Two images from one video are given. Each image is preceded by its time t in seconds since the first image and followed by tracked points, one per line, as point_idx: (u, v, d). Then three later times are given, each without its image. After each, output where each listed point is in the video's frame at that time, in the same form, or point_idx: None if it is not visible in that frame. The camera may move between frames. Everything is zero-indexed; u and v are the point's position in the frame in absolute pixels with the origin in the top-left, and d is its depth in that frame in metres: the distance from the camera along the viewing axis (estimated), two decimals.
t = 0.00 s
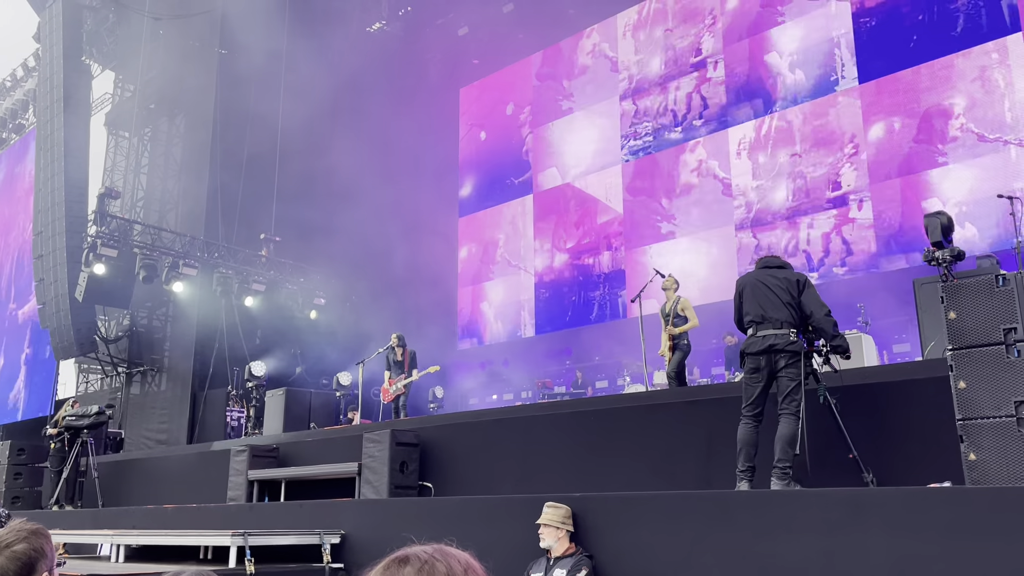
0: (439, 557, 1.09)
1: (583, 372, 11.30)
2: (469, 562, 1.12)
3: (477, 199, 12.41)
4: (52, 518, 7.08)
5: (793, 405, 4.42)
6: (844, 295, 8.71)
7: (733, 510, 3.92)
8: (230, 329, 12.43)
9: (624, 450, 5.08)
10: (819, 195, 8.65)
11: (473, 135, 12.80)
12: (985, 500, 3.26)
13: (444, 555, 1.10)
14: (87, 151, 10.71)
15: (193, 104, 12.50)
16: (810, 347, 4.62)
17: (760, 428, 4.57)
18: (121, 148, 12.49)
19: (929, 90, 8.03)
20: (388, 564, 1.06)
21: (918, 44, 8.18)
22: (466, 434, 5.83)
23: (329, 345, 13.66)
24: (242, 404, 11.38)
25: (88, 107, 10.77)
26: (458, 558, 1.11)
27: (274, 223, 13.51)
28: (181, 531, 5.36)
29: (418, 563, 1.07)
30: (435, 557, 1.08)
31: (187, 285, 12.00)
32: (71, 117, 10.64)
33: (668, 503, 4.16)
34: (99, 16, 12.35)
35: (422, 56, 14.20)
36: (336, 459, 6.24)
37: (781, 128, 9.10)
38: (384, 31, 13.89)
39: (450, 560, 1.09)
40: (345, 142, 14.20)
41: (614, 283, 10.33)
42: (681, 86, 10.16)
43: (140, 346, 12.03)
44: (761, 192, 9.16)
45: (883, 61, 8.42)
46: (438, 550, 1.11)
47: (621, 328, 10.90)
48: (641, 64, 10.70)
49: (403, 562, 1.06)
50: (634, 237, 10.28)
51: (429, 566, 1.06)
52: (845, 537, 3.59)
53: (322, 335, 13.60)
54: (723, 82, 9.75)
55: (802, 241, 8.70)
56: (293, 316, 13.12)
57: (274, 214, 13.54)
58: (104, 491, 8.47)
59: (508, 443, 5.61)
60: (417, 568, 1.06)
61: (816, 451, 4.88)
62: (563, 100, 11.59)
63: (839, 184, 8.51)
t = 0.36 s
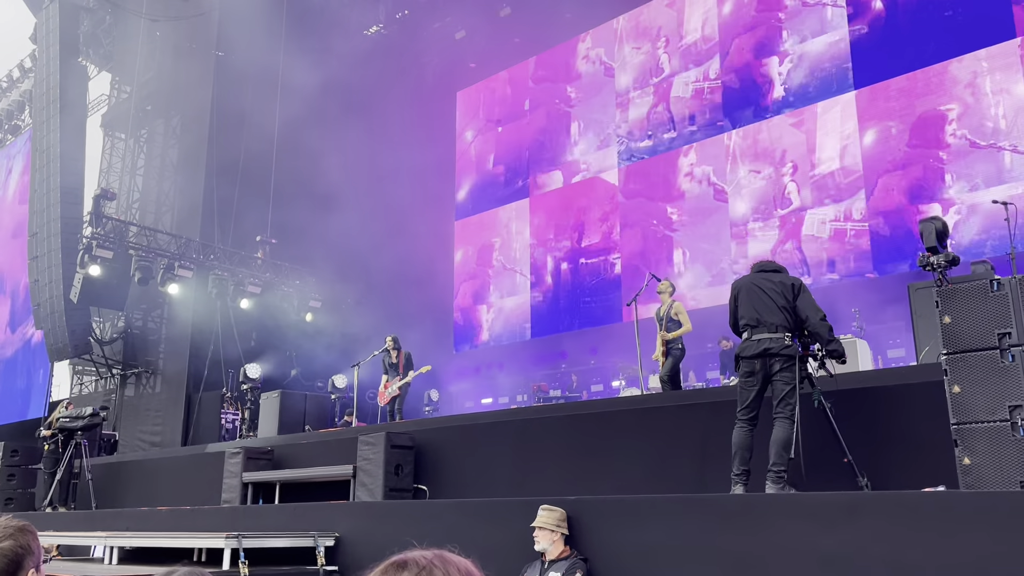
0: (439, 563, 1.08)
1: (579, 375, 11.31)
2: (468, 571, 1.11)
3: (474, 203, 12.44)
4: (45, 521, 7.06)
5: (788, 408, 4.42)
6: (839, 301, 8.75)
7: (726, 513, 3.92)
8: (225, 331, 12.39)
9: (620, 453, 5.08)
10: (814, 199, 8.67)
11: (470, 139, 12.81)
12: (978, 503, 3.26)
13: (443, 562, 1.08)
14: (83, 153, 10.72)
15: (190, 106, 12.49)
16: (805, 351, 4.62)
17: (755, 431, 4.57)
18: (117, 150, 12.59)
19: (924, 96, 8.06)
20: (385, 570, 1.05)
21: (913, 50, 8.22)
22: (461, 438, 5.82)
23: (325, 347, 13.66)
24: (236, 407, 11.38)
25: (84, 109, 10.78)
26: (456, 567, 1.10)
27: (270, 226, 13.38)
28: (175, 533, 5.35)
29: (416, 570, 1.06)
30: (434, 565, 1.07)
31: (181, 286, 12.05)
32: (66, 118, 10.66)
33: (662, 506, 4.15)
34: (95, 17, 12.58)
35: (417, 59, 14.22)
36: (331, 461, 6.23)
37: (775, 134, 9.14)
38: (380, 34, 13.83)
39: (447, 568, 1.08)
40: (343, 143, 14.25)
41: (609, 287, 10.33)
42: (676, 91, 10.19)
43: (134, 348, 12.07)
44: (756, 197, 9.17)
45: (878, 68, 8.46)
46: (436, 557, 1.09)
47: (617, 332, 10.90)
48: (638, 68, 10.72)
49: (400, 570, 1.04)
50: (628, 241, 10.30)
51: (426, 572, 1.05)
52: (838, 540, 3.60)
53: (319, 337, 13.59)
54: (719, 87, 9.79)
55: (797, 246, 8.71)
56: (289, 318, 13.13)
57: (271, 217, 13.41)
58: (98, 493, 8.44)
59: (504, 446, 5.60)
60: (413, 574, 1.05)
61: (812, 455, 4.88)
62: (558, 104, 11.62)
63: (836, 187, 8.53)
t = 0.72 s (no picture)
0: (437, 565, 1.08)
1: (576, 378, 11.32)
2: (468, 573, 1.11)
3: (472, 205, 12.45)
4: (40, 520, 7.05)
5: (784, 412, 4.42)
6: (836, 305, 8.77)
7: (722, 516, 3.92)
8: (222, 331, 12.40)
9: (618, 455, 5.07)
10: (811, 203, 8.69)
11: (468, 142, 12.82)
12: (974, 507, 3.27)
13: (442, 564, 1.08)
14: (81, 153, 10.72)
15: (187, 106, 12.49)
16: (802, 355, 4.62)
17: (751, 434, 4.57)
18: (115, 150, 12.63)
19: (922, 101, 8.08)
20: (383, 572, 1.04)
21: (911, 56, 8.24)
22: (457, 440, 5.81)
23: (322, 348, 13.66)
24: (232, 408, 11.40)
25: (82, 109, 10.77)
26: (455, 569, 1.09)
27: (267, 227, 13.36)
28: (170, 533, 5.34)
29: (414, 573, 1.05)
30: (433, 567, 1.06)
31: (177, 287, 11.89)
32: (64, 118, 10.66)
33: (659, 508, 4.15)
34: (94, 17, 12.45)
35: (416, 61, 14.23)
36: (328, 462, 6.23)
37: (773, 138, 9.17)
38: (379, 36, 13.74)
39: (445, 570, 1.07)
40: (343, 145, 14.24)
41: (607, 290, 10.34)
42: (674, 94, 10.22)
43: (131, 349, 12.06)
44: (754, 201, 9.18)
45: (875, 73, 8.48)
46: (435, 559, 1.09)
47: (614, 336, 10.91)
48: (638, 71, 10.73)
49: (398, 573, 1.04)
50: (625, 244, 10.31)
51: None
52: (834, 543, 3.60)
53: (317, 339, 13.58)
54: (718, 90, 9.81)
55: (794, 250, 8.73)
56: (288, 318, 13.12)
57: (268, 217, 13.39)
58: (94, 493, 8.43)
59: (501, 449, 5.59)
60: None
61: (808, 458, 4.89)
62: (557, 107, 11.64)
63: (833, 191, 8.55)
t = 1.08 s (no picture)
0: (432, 566, 1.08)
1: (573, 381, 11.32)
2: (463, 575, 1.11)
3: (470, 207, 12.43)
4: (35, 520, 7.04)
5: (781, 416, 4.43)
6: (832, 310, 8.80)
7: (718, 519, 3.92)
8: (218, 330, 12.41)
9: (615, 458, 5.08)
10: (808, 207, 8.70)
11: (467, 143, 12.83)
12: (968, 513, 3.28)
13: (439, 565, 1.08)
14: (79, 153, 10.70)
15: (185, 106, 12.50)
16: (798, 359, 4.63)
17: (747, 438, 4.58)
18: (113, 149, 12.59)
19: (919, 107, 8.11)
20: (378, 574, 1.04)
21: (909, 62, 8.26)
22: (453, 442, 5.82)
23: (318, 348, 13.65)
24: (229, 408, 11.34)
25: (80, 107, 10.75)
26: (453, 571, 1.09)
27: (264, 226, 13.39)
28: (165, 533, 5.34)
29: (410, 574, 1.05)
30: (429, 568, 1.06)
31: (175, 287, 12.01)
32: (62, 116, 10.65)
33: (655, 512, 4.15)
34: (93, 17, 12.11)
35: (414, 61, 14.14)
36: (324, 463, 6.22)
37: (771, 142, 9.18)
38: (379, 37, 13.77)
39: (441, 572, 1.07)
40: (339, 145, 14.20)
41: (604, 293, 10.36)
42: (673, 98, 10.23)
43: (127, 349, 12.02)
44: (752, 205, 9.19)
45: (873, 78, 8.50)
46: (431, 560, 1.09)
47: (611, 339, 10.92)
48: (637, 75, 10.74)
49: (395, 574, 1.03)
50: (623, 247, 10.32)
51: None
52: (828, 547, 3.60)
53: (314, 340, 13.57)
54: (716, 95, 9.83)
55: (791, 254, 8.75)
56: (285, 319, 13.10)
57: (264, 217, 13.41)
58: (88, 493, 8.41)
59: (497, 450, 5.60)
60: None
61: (804, 462, 4.89)
62: (556, 110, 11.65)
63: (830, 196, 8.57)
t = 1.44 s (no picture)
0: (431, 571, 1.06)
1: (569, 384, 11.34)
2: None
3: (467, 207, 12.46)
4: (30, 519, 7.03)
5: (777, 420, 4.43)
6: (828, 314, 8.83)
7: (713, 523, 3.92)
8: (217, 331, 12.30)
9: (611, 461, 5.07)
10: (806, 211, 8.71)
11: (465, 145, 12.84)
12: (964, 519, 3.28)
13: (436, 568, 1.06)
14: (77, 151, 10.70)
15: (184, 105, 12.48)
16: (794, 363, 4.63)
17: (743, 442, 4.58)
18: (112, 148, 12.61)
19: (918, 112, 8.13)
20: None
21: (907, 67, 8.27)
22: (449, 443, 5.81)
23: (315, 348, 13.65)
24: (225, 408, 11.27)
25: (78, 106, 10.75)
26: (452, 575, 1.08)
27: (262, 227, 13.32)
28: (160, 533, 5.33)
29: None
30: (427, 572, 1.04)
31: (171, 286, 11.85)
32: (61, 115, 10.65)
33: (651, 515, 4.15)
34: (92, 15, 12.45)
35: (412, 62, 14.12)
36: (319, 464, 6.22)
37: (769, 146, 9.20)
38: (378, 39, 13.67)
39: None
40: (336, 146, 14.17)
41: (601, 296, 10.36)
42: (671, 102, 10.25)
43: (125, 349, 12.06)
44: (750, 209, 9.20)
45: (872, 83, 8.51)
46: (428, 566, 1.07)
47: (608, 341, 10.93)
48: (636, 78, 10.75)
49: None
50: (621, 250, 10.32)
51: None
52: (823, 552, 3.61)
53: (311, 340, 13.56)
54: (714, 98, 9.85)
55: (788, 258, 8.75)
56: (282, 318, 13.08)
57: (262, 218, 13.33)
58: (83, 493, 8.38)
59: (493, 452, 5.59)
60: None
61: (799, 466, 4.90)
62: (554, 112, 11.66)
63: (827, 200, 8.58)
